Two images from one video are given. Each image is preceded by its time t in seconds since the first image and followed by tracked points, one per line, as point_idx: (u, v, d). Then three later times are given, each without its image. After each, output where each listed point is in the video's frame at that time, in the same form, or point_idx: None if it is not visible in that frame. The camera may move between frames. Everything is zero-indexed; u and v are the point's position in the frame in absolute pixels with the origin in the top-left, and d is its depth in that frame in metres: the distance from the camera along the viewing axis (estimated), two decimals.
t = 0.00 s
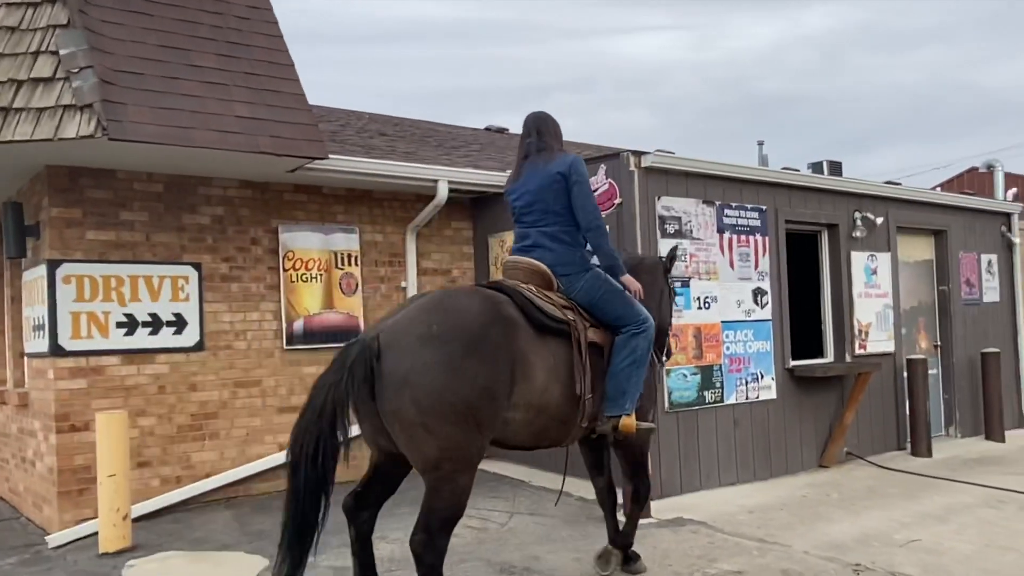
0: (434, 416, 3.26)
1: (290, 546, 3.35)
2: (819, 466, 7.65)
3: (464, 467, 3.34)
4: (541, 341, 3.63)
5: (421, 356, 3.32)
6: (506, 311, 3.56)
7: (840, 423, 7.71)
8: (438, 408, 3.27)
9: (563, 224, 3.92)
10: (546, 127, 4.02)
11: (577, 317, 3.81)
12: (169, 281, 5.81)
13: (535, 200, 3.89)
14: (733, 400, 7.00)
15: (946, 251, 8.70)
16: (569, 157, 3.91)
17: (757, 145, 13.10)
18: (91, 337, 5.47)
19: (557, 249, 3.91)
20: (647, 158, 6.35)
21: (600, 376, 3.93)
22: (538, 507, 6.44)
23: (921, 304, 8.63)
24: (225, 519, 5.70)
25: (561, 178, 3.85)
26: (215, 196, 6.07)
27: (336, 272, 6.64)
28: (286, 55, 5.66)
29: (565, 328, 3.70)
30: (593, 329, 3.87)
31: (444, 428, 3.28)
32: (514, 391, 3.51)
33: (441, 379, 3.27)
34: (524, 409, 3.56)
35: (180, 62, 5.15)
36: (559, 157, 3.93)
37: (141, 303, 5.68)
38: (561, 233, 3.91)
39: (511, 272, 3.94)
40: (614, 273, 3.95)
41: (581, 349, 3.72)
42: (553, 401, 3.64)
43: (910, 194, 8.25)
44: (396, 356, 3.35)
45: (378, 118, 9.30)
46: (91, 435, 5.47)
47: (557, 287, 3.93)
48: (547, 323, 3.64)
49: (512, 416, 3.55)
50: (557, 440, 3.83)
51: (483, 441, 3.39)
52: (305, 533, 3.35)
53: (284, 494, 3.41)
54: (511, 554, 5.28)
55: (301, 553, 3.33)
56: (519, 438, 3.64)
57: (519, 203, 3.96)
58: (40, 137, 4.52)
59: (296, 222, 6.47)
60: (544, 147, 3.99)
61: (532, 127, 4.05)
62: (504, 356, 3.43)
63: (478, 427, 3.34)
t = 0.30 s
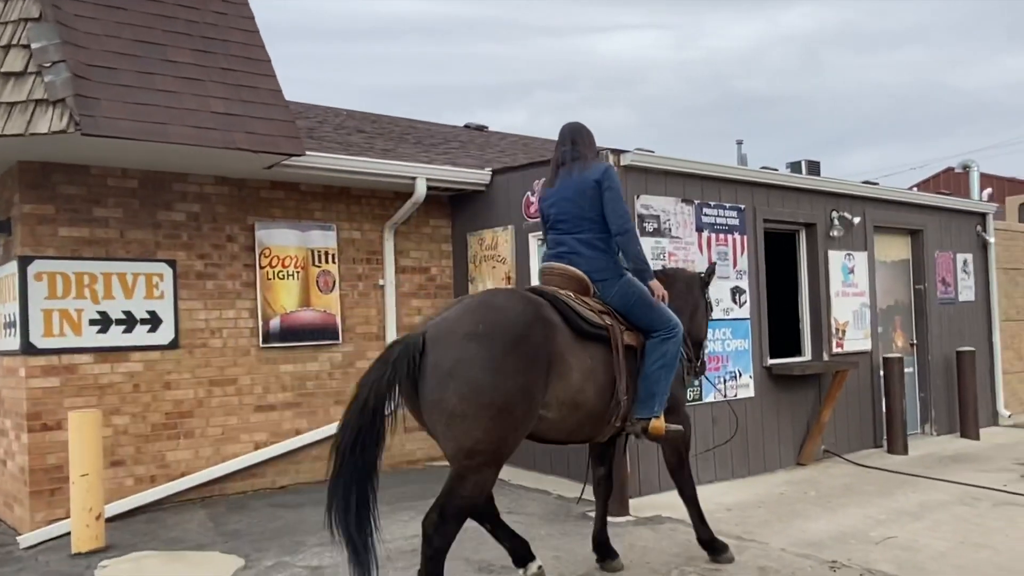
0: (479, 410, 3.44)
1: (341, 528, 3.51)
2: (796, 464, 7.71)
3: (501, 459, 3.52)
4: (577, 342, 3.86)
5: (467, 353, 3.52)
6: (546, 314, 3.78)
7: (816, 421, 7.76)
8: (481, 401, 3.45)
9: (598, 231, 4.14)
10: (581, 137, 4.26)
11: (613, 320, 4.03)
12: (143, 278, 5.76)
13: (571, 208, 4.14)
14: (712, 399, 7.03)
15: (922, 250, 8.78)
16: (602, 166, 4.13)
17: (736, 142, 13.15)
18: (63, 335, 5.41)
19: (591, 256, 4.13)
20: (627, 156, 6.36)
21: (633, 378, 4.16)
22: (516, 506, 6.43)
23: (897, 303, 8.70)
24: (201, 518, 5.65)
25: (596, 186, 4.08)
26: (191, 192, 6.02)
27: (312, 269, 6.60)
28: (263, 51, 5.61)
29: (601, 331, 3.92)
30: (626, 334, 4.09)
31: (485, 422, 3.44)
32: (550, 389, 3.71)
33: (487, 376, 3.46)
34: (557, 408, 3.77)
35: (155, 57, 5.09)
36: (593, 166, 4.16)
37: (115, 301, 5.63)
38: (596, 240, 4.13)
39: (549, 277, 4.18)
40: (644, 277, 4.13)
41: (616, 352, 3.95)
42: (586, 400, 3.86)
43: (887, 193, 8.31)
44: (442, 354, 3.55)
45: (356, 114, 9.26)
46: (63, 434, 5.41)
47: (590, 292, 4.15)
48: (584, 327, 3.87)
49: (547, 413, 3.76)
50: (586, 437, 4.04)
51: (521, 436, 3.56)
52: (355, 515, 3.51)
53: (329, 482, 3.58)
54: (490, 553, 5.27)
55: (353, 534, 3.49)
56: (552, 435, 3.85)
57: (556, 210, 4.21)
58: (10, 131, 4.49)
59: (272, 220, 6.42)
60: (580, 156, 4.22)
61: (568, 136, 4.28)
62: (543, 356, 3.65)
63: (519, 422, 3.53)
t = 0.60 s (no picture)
0: (529, 402, 3.74)
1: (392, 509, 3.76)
2: (782, 462, 7.73)
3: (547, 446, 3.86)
4: (620, 342, 4.19)
5: (519, 350, 3.81)
6: (593, 317, 4.09)
7: (802, 418, 7.79)
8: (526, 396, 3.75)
9: (641, 233, 4.46)
10: (621, 144, 4.54)
11: (655, 319, 4.38)
12: (127, 272, 5.72)
13: (616, 213, 4.45)
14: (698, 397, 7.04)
15: (908, 248, 8.82)
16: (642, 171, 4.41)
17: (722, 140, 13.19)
18: (46, 330, 5.37)
19: (635, 258, 4.45)
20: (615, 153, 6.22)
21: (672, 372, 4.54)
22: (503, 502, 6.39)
23: (883, 302, 8.75)
24: (185, 514, 5.62)
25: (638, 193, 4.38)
26: (175, 186, 5.98)
27: (298, 264, 6.57)
28: (249, 44, 5.57)
29: (642, 333, 4.26)
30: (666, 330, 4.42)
31: (533, 414, 3.75)
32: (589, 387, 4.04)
33: (537, 372, 3.77)
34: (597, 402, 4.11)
35: (140, 50, 5.04)
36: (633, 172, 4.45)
37: (98, 295, 5.59)
38: (640, 243, 4.46)
39: (594, 278, 4.50)
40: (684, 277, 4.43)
41: (656, 351, 4.30)
42: (625, 396, 4.21)
43: (873, 192, 8.34)
44: (495, 350, 3.83)
45: (343, 109, 9.23)
46: (45, 430, 5.37)
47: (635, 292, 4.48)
48: (628, 329, 4.20)
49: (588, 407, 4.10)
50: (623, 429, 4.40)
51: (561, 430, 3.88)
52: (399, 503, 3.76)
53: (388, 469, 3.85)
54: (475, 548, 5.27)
55: (399, 519, 3.72)
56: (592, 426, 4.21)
57: (601, 215, 4.53)
58: None
59: (257, 214, 6.39)
60: (620, 161, 4.51)
61: (609, 142, 4.56)
62: (586, 357, 3.97)
63: (562, 415, 3.86)
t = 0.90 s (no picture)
0: (581, 385, 4.05)
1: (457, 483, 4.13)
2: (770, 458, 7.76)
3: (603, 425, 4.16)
4: (653, 328, 4.45)
5: (566, 336, 4.08)
6: (627, 303, 4.34)
7: (791, 415, 7.81)
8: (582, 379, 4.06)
9: (672, 231, 4.69)
10: (666, 144, 4.77)
11: (679, 308, 4.61)
12: (115, 264, 5.69)
13: (649, 209, 4.68)
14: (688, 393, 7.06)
15: (898, 246, 8.85)
16: (682, 172, 4.63)
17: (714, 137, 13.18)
18: (31, 321, 5.34)
19: (663, 252, 4.70)
20: (606, 149, 6.14)
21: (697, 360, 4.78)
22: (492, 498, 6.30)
23: (872, 299, 8.77)
24: (172, 507, 5.60)
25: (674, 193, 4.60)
26: (164, 177, 5.95)
27: (287, 257, 6.55)
28: (239, 35, 5.54)
29: (671, 320, 4.51)
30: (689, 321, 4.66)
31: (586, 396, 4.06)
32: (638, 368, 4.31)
33: (584, 356, 4.05)
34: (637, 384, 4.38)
35: (130, 40, 5.01)
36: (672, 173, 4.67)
37: (85, 286, 5.56)
38: (670, 239, 4.69)
39: (624, 269, 4.71)
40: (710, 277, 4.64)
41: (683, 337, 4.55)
42: (660, 378, 4.49)
43: (863, 189, 8.36)
44: (543, 336, 4.10)
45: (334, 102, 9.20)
46: (31, 422, 5.34)
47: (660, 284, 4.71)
48: (658, 314, 4.45)
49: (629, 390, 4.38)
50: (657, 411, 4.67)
51: (620, 409, 4.21)
52: (470, 474, 4.14)
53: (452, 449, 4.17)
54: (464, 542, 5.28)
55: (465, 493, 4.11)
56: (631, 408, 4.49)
57: (635, 209, 4.76)
58: None
59: (246, 207, 6.37)
60: (662, 162, 4.73)
61: (655, 140, 4.79)
62: (631, 340, 4.26)
63: (613, 397, 4.14)
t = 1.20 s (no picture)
0: (621, 374, 4.13)
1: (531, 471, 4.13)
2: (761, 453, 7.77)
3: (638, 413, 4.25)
4: (682, 318, 4.50)
5: (606, 326, 4.15)
6: (659, 294, 4.40)
7: (782, 411, 7.82)
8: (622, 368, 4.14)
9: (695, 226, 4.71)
10: (689, 143, 4.78)
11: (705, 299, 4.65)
12: (103, 254, 5.65)
13: (671, 208, 4.71)
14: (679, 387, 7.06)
15: (889, 242, 8.88)
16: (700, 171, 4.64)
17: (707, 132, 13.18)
18: (18, 310, 5.30)
19: (688, 248, 4.73)
20: (599, 142, 6.11)
21: (726, 348, 4.80)
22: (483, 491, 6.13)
23: (864, 296, 8.80)
24: (160, 498, 5.58)
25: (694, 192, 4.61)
26: (154, 167, 5.92)
27: (278, 248, 6.51)
28: (230, 24, 5.50)
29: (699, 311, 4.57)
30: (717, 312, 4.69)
31: (624, 385, 4.15)
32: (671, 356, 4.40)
33: (622, 346, 4.13)
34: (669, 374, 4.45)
35: (121, 28, 4.97)
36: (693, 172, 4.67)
37: (73, 276, 5.52)
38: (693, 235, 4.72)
39: (651, 264, 4.77)
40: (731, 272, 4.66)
41: (710, 328, 4.60)
42: (692, 368, 4.54)
43: (855, 185, 8.37)
44: (584, 327, 4.17)
45: (326, 93, 9.15)
46: (17, 412, 5.32)
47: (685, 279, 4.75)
48: (688, 304, 4.50)
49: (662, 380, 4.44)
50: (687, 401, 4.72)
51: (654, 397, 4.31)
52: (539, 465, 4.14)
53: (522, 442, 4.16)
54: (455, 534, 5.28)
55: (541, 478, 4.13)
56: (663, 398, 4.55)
57: (658, 207, 4.80)
58: None
59: (237, 197, 6.33)
60: (687, 162, 4.75)
61: (678, 140, 4.81)
62: (664, 330, 4.34)
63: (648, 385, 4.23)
